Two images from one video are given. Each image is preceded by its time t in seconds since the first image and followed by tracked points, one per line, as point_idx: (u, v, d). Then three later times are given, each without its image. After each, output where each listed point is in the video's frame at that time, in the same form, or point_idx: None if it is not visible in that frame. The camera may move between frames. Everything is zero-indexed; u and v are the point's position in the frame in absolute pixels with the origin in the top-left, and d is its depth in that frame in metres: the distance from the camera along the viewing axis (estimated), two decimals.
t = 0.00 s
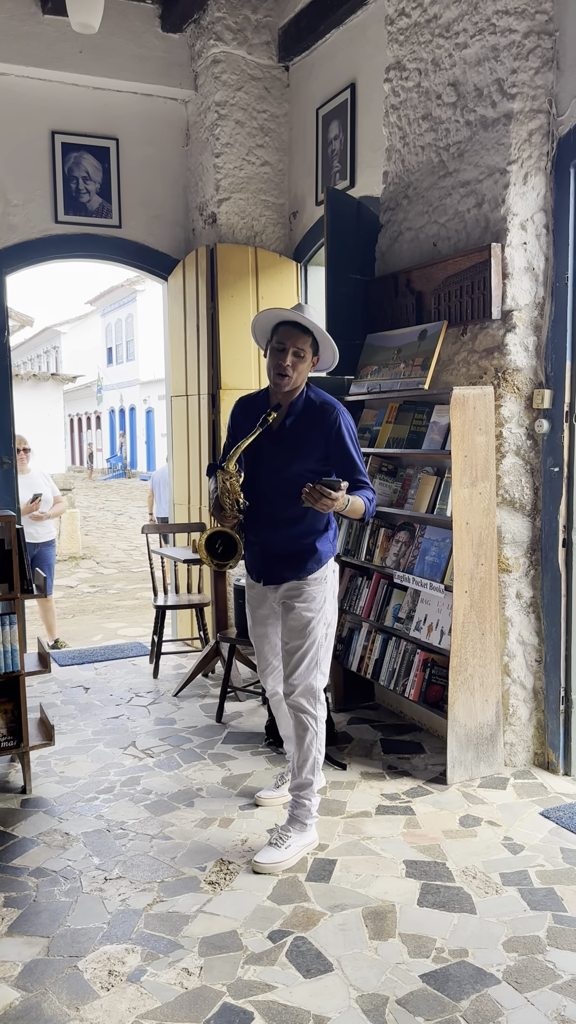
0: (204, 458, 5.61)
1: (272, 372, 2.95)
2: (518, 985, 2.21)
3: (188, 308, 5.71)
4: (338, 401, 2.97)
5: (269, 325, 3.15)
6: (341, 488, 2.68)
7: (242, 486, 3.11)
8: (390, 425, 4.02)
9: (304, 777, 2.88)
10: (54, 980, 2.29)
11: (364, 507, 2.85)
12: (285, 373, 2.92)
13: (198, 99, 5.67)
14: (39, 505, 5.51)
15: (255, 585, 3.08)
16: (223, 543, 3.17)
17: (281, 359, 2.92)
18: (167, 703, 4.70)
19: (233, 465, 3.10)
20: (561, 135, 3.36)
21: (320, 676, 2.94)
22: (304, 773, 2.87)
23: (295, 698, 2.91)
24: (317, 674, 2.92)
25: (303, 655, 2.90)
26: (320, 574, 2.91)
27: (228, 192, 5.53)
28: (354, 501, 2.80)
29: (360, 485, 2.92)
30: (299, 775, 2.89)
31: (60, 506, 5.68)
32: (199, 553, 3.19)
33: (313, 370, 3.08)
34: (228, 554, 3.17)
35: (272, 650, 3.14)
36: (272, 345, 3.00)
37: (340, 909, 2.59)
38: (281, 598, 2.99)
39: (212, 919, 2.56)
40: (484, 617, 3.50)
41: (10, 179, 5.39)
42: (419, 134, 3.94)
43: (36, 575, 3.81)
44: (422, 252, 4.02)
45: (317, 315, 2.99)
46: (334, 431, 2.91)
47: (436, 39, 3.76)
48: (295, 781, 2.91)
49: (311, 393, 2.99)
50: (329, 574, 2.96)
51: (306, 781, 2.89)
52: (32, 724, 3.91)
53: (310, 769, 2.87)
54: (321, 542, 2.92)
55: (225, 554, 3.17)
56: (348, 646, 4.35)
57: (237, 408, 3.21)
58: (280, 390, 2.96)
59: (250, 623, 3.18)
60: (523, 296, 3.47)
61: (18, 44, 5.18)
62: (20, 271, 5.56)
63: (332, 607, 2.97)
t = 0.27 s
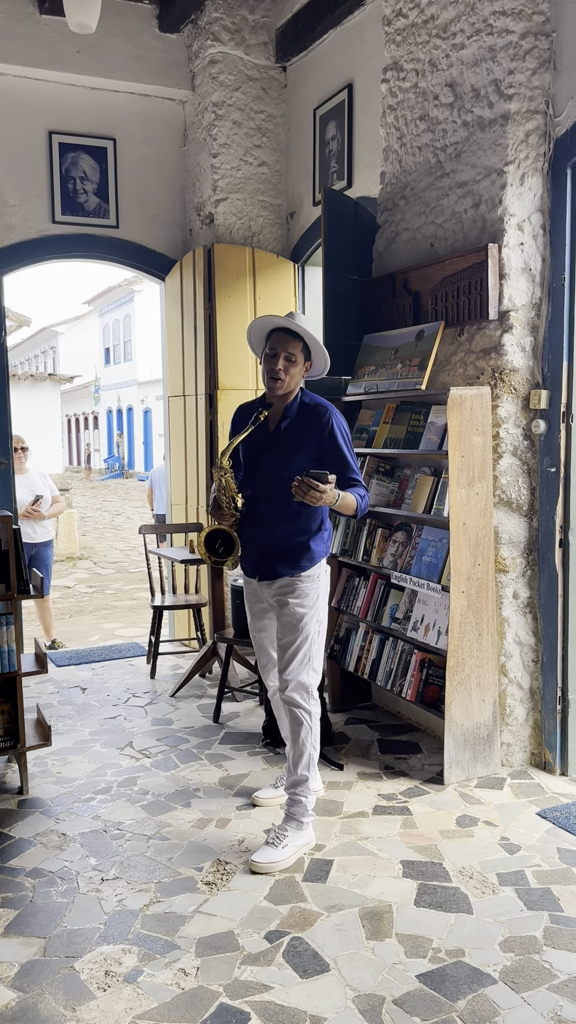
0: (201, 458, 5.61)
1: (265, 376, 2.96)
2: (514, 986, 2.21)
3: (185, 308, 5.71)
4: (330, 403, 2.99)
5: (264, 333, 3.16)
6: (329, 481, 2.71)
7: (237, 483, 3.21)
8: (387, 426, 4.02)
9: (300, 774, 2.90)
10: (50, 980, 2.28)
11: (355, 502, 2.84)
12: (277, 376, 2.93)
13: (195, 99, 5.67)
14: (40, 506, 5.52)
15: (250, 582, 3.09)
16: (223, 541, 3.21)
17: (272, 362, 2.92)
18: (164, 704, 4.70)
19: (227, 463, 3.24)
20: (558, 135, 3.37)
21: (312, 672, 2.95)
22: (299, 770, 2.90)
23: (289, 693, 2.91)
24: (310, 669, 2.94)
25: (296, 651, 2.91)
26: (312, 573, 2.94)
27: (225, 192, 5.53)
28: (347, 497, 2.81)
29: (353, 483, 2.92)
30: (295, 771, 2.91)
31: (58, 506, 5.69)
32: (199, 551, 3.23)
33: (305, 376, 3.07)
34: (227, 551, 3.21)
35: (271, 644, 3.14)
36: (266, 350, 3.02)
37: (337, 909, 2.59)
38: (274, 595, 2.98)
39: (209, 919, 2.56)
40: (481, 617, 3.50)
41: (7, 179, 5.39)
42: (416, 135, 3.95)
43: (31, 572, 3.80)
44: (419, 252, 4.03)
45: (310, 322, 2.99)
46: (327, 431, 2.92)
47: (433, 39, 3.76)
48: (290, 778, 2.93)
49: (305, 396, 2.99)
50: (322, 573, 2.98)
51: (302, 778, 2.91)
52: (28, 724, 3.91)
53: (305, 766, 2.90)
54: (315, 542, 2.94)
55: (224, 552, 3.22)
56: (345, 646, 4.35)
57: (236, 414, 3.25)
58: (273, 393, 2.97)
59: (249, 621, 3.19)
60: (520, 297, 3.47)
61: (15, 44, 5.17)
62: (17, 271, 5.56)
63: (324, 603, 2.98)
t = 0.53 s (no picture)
0: (199, 459, 5.61)
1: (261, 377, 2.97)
2: (512, 986, 2.21)
3: (183, 308, 5.71)
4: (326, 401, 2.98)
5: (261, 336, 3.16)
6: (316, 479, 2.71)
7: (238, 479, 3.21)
8: (384, 426, 4.02)
9: (303, 765, 2.93)
10: (48, 980, 2.28)
11: (350, 497, 2.82)
12: (273, 378, 2.93)
13: (193, 99, 5.67)
14: (38, 507, 5.52)
15: (252, 578, 3.10)
16: (227, 538, 3.17)
17: (267, 364, 2.93)
18: (161, 704, 4.70)
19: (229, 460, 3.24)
20: (555, 136, 3.37)
21: (315, 666, 2.95)
22: (302, 760, 2.92)
23: (292, 688, 2.92)
24: (311, 664, 2.94)
25: (298, 646, 2.92)
26: (312, 568, 2.93)
27: (222, 192, 5.53)
28: (341, 492, 2.79)
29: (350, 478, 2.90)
30: (298, 762, 2.94)
31: (57, 506, 5.69)
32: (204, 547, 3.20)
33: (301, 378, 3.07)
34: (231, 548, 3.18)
35: (273, 636, 3.19)
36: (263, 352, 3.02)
37: (334, 910, 2.59)
38: (274, 591, 2.98)
39: (206, 920, 2.56)
40: (479, 617, 3.50)
41: (4, 179, 5.38)
42: (414, 135, 3.95)
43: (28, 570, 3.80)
44: (417, 253, 4.03)
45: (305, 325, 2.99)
46: (322, 429, 2.92)
47: (430, 40, 3.76)
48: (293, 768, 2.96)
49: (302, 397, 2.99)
50: (321, 569, 2.97)
51: (305, 769, 2.94)
52: (26, 725, 3.90)
53: (309, 756, 2.92)
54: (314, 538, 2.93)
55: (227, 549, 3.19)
56: (343, 646, 4.35)
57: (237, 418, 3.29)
58: (270, 394, 2.97)
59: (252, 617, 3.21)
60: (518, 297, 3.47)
61: (13, 43, 5.17)
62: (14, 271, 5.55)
63: (325, 598, 2.98)
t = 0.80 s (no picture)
0: (196, 459, 5.61)
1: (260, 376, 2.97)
2: (509, 986, 2.21)
3: (180, 308, 5.70)
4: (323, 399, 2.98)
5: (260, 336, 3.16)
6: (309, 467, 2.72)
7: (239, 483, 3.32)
8: (382, 426, 4.02)
9: (304, 761, 2.95)
10: (45, 981, 2.28)
11: (346, 492, 2.81)
12: (270, 377, 2.93)
13: (190, 99, 5.67)
14: (37, 508, 5.51)
15: (253, 578, 3.10)
16: (230, 537, 3.14)
17: (265, 363, 2.93)
18: (159, 704, 4.69)
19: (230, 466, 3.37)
20: (552, 136, 3.37)
21: (315, 663, 2.96)
22: (304, 756, 2.93)
23: (293, 684, 2.93)
24: (312, 661, 2.95)
25: (299, 642, 2.93)
26: (312, 566, 2.93)
27: (220, 192, 5.53)
28: (336, 487, 2.79)
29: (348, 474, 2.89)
30: (299, 758, 2.96)
31: (55, 506, 5.69)
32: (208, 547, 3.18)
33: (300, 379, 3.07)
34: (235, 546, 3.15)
35: (275, 633, 3.19)
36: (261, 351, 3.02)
37: (332, 910, 2.59)
38: (274, 589, 2.99)
39: (204, 920, 2.56)
40: (476, 618, 3.50)
41: (2, 179, 5.37)
42: (411, 135, 3.95)
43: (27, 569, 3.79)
44: (414, 253, 4.03)
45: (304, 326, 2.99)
46: (319, 426, 2.91)
47: (428, 40, 3.76)
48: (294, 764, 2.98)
49: (301, 395, 3.00)
50: (322, 566, 2.97)
51: (306, 765, 2.96)
52: (23, 725, 3.90)
53: (309, 752, 2.93)
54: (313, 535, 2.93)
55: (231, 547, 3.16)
56: (340, 646, 4.35)
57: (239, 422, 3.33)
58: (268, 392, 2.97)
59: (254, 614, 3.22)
60: (515, 297, 3.47)
61: (10, 43, 5.16)
62: (12, 270, 5.55)
63: (325, 596, 2.99)
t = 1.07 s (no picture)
0: (194, 458, 5.60)
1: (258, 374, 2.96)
2: (506, 985, 2.21)
3: (178, 307, 5.69)
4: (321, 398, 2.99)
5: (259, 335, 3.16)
6: (303, 466, 2.73)
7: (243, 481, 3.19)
8: (380, 425, 4.01)
9: (300, 762, 2.94)
10: (42, 981, 2.28)
11: (343, 491, 2.81)
12: (269, 375, 2.93)
13: (188, 98, 5.66)
14: (35, 507, 5.50)
15: (252, 578, 3.10)
16: (231, 536, 3.05)
17: (263, 362, 2.93)
18: (157, 704, 4.69)
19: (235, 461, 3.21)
20: (550, 136, 3.37)
21: (310, 664, 2.94)
22: (298, 757, 2.93)
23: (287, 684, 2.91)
24: (306, 662, 2.93)
25: (293, 643, 2.91)
26: (309, 566, 2.93)
27: (218, 191, 5.53)
28: (332, 484, 2.79)
29: (346, 473, 2.89)
30: (294, 760, 2.95)
31: (54, 506, 5.67)
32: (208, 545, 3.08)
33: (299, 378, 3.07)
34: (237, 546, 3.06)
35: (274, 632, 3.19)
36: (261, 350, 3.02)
37: (329, 910, 2.59)
38: (271, 587, 2.98)
39: (201, 920, 2.56)
40: (474, 618, 3.50)
41: None
42: (409, 134, 3.95)
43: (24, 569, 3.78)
44: (412, 252, 4.03)
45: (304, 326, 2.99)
46: (318, 425, 2.91)
47: (426, 39, 3.76)
48: (290, 766, 2.98)
49: (300, 394, 3.00)
50: (319, 567, 2.96)
51: (301, 766, 2.96)
52: (21, 724, 3.90)
53: (304, 753, 2.93)
54: (312, 534, 2.93)
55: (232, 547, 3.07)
56: (338, 646, 4.35)
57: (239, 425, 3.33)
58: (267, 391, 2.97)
59: (253, 615, 3.22)
60: (513, 297, 3.47)
61: (7, 42, 5.16)
62: (9, 269, 5.54)
63: (322, 597, 2.97)
